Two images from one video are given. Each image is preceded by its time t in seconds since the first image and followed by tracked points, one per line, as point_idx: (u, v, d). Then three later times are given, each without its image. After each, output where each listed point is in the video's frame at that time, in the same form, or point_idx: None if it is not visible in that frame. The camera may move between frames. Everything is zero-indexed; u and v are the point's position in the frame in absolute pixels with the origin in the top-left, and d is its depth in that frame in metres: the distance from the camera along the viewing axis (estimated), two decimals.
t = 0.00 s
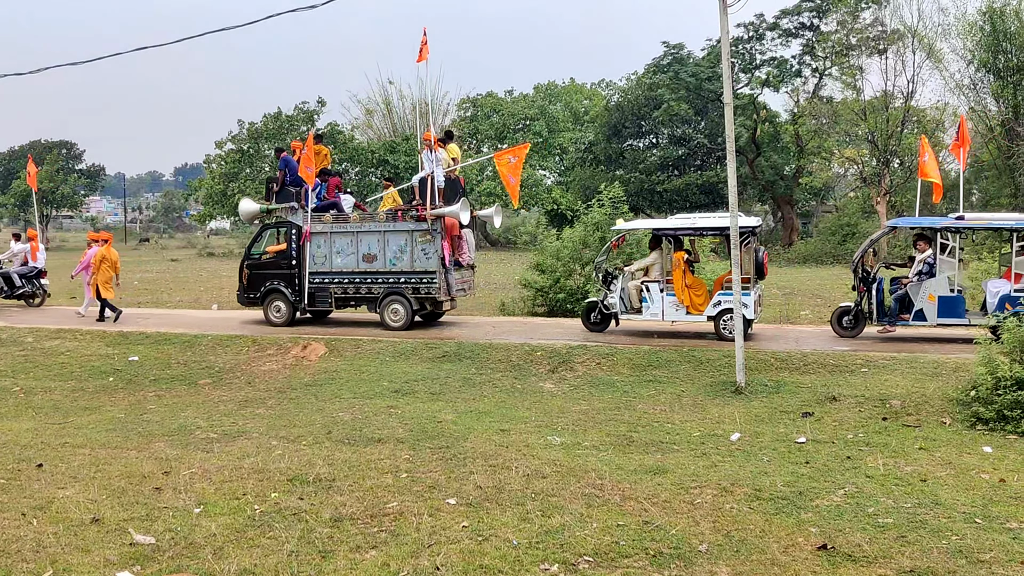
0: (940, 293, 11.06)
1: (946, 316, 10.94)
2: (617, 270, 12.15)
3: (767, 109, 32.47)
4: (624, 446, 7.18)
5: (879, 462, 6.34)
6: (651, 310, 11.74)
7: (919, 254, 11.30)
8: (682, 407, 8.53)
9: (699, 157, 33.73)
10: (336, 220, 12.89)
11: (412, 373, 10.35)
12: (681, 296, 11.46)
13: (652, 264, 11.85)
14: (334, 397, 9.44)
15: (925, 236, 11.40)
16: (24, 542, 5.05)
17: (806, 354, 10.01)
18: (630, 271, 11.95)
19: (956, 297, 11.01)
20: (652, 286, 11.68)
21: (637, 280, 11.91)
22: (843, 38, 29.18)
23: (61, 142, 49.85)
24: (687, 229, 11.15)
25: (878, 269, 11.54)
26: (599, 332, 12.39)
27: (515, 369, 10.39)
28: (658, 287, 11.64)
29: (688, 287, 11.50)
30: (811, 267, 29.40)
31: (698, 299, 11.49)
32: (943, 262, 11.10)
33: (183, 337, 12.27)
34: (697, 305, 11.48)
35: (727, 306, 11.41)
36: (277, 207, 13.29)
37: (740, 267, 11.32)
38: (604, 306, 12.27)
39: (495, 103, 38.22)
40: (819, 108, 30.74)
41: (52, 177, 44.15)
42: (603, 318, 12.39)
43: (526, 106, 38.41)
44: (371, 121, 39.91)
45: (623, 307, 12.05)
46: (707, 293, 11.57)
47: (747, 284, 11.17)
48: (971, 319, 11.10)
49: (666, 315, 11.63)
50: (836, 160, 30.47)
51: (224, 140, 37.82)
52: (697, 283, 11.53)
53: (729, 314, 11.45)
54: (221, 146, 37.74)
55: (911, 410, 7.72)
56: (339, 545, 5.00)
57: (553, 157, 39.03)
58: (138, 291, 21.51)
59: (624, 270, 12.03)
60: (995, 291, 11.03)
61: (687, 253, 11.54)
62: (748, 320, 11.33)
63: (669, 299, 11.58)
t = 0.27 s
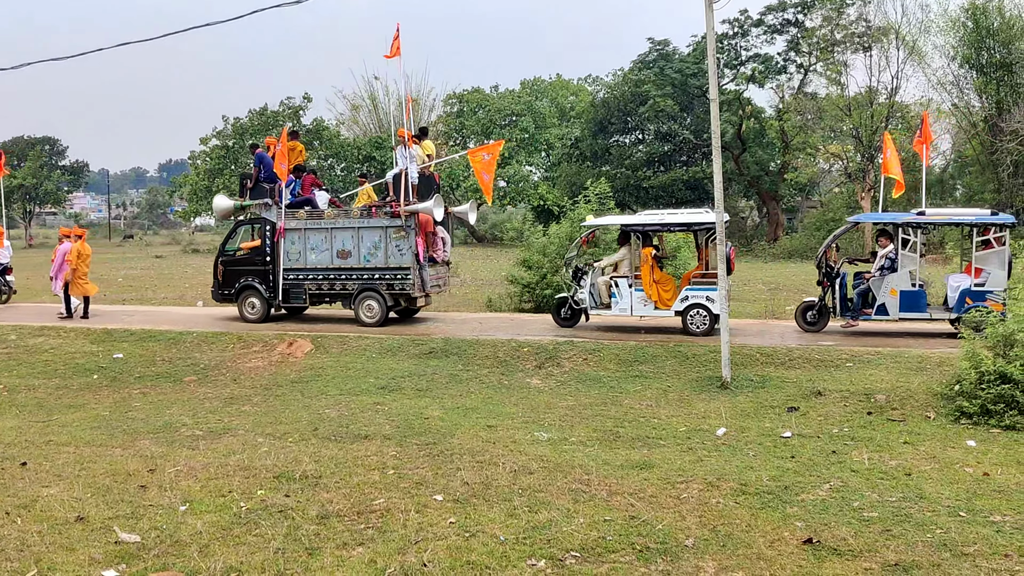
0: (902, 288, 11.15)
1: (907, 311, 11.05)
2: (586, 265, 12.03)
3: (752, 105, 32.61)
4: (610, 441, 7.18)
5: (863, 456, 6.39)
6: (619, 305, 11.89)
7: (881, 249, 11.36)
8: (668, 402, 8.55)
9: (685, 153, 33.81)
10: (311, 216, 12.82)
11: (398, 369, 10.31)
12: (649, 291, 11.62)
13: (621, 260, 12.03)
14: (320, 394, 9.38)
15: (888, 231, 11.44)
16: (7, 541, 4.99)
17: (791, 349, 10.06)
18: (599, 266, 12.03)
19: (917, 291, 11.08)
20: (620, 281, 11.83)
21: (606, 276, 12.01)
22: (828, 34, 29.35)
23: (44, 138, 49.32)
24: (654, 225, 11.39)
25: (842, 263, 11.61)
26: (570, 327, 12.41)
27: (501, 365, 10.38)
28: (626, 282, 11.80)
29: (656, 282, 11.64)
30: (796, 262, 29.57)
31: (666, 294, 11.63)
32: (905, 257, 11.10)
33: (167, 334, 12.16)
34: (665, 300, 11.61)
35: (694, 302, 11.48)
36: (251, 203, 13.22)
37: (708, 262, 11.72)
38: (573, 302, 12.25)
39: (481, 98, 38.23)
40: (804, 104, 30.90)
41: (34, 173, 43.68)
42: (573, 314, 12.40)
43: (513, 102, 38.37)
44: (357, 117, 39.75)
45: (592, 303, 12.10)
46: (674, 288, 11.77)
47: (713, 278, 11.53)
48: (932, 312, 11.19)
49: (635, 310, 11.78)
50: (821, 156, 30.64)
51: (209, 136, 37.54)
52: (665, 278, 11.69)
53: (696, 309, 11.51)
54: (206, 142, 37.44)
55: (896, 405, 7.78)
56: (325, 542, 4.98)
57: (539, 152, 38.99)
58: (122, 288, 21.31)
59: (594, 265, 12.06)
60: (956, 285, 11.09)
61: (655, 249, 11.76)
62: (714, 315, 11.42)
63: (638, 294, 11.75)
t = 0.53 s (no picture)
0: (856, 283, 11.32)
1: (862, 306, 11.21)
2: (548, 261, 12.17)
3: (730, 101, 32.78)
4: (590, 436, 7.19)
5: (840, 451, 6.45)
6: (581, 301, 11.92)
7: (836, 245, 11.50)
8: (648, 397, 8.57)
9: (664, 149, 33.90)
10: (277, 212, 12.74)
11: (377, 365, 10.25)
12: (610, 286, 11.65)
13: (582, 255, 11.99)
14: (299, 390, 9.30)
15: (842, 227, 11.55)
16: None
17: (768, 344, 10.14)
18: (562, 262, 12.08)
19: (871, 287, 11.27)
20: (582, 277, 11.86)
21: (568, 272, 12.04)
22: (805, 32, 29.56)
23: (17, 133, 48.49)
24: (615, 221, 11.35)
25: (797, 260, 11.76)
26: (533, 323, 12.45)
27: (481, 361, 10.35)
28: (587, 278, 11.82)
29: (617, 278, 11.69)
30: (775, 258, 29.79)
31: (626, 290, 11.70)
32: (859, 254, 11.25)
33: (144, 330, 11.99)
34: (625, 296, 11.68)
35: (654, 298, 11.56)
36: (217, 199, 13.08)
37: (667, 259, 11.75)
38: (536, 298, 12.29)
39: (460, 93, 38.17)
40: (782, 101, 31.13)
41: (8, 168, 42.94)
42: (537, 310, 12.44)
43: (493, 98, 38.31)
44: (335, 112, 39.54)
45: (554, 298, 12.15)
46: (634, 284, 11.81)
47: (672, 275, 11.55)
48: (886, 307, 11.36)
49: (596, 306, 11.83)
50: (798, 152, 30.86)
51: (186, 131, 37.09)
52: (625, 274, 11.75)
53: (655, 305, 11.59)
54: (183, 137, 36.99)
55: (871, 399, 7.86)
56: (304, 538, 4.93)
57: (519, 148, 38.92)
58: (98, 285, 21.01)
59: (556, 261, 12.10)
60: (909, 280, 11.26)
61: (616, 245, 11.70)
62: (674, 311, 11.52)
63: (598, 289, 11.79)
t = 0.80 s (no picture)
0: (803, 278, 11.44)
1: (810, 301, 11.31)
2: (504, 256, 12.27)
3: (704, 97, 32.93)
4: (565, 431, 7.19)
5: (812, 444, 6.50)
6: (536, 296, 11.99)
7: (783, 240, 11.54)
8: (623, 392, 8.60)
9: (638, 145, 33.96)
10: (236, 207, 12.63)
11: (352, 361, 10.17)
12: (564, 282, 11.75)
13: (537, 251, 12.07)
14: (272, 387, 9.19)
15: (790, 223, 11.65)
16: None
17: (741, 338, 10.22)
18: (517, 258, 12.20)
19: (819, 281, 11.38)
20: (537, 272, 11.93)
21: (524, 267, 12.12)
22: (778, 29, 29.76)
23: None
24: (569, 217, 11.41)
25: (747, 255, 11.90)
26: (490, 318, 12.45)
27: (456, 356, 10.31)
28: (542, 273, 11.87)
29: (570, 273, 11.79)
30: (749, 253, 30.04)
31: (580, 284, 11.80)
32: (806, 248, 11.35)
33: (114, 326, 11.78)
34: (579, 290, 11.80)
35: (607, 293, 11.70)
36: (177, 193, 12.95)
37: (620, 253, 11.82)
38: (492, 293, 12.32)
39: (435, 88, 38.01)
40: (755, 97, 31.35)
41: None
42: (493, 305, 12.45)
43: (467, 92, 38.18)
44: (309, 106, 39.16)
45: (510, 293, 12.21)
46: (588, 278, 11.92)
47: (624, 270, 11.65)
48: (833, 302, 11.50)
49: (551, 300, 11.91)
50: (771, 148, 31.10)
51: (157, 124, 36.48)
52: (580, 269, 11.87)
53: (609, 299, 11.73)
54: (153, 130, 36.35)
55: (843, 393, 7.95)
56: (277, 536, 4.87)
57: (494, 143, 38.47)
58: (66, 281, 20.60)
59: (512, 256, 12.21)
60: (856, 275, 11.38)
61: (569, 240, 11.79)
62: (627, 305, 11.67)
63: (553, 284, 11.86)
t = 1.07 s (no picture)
0: (766, 276, 11.52)
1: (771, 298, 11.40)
2: (472, 255, 12.29)
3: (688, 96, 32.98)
4: (551, 429, 7.19)
5: (796, 442, 6.54)
6: (504, 294, 12.07)
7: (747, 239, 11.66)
8: (608, 390, 8.61)
9: (624, 143, 33.98)
10: (207, 205, 12.53)
11: (336, 360, 10.13)
12: (531, 280, 11.87)
13: (505, 249, 12.15)
14: (257, 385, 9.13)
15: (754, 222, 11.75)
16: None
17: (726, 336, 10.26)
18: (486, 256, 12.25)
19: (780, 280, 11.47)
20: (504, 271, 12.01)
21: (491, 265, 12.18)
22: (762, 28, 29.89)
23: None
24: (535, 216, 11.42)
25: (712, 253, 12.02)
26: (458, 316, 12.46)
27: (442, 355, 10.29)
28: (510, 271, 11.97)
29: (538, 271, 11.91)
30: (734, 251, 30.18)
31: (548, 282, 11.91)
32: (769, 247, 11.44)
33: (97, 324, 11.65)
34: (547, 288, 11.90)
35: (574, 291, 11.71)
36: (148, 190, 12.87)
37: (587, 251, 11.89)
38: (461, 291, 12.40)
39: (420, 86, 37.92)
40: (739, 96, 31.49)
41: None
42: (461, 304, 12.50)
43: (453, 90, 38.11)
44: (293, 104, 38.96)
45: (478, 291, 12.32)
46: (555, 276, 12.00)
47: (591, 268, 11.71)
48: (796, 300, 11.59)
49: (519, 299, 11.99)
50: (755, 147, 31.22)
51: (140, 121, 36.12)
52: (547, 268, 11.97)
53: (576, 297, 11.73)
54: (136, 127, 35.99)
55: (826, 391, 8.00)
56: (262, 534, 4.83)
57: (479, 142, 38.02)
58: (47, 279, 20.36)
59: (480, 254, 12.24)
60: (818, 273, 11.52)
61: (537, 238, 11.89)
62: (594, 303, 11.67)
63: (520, 283, 11.96)
